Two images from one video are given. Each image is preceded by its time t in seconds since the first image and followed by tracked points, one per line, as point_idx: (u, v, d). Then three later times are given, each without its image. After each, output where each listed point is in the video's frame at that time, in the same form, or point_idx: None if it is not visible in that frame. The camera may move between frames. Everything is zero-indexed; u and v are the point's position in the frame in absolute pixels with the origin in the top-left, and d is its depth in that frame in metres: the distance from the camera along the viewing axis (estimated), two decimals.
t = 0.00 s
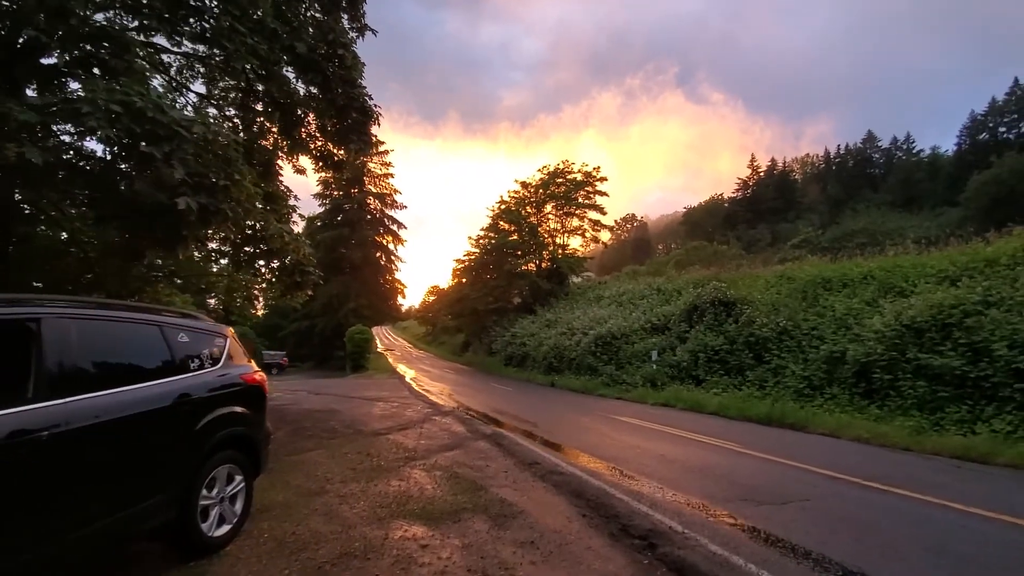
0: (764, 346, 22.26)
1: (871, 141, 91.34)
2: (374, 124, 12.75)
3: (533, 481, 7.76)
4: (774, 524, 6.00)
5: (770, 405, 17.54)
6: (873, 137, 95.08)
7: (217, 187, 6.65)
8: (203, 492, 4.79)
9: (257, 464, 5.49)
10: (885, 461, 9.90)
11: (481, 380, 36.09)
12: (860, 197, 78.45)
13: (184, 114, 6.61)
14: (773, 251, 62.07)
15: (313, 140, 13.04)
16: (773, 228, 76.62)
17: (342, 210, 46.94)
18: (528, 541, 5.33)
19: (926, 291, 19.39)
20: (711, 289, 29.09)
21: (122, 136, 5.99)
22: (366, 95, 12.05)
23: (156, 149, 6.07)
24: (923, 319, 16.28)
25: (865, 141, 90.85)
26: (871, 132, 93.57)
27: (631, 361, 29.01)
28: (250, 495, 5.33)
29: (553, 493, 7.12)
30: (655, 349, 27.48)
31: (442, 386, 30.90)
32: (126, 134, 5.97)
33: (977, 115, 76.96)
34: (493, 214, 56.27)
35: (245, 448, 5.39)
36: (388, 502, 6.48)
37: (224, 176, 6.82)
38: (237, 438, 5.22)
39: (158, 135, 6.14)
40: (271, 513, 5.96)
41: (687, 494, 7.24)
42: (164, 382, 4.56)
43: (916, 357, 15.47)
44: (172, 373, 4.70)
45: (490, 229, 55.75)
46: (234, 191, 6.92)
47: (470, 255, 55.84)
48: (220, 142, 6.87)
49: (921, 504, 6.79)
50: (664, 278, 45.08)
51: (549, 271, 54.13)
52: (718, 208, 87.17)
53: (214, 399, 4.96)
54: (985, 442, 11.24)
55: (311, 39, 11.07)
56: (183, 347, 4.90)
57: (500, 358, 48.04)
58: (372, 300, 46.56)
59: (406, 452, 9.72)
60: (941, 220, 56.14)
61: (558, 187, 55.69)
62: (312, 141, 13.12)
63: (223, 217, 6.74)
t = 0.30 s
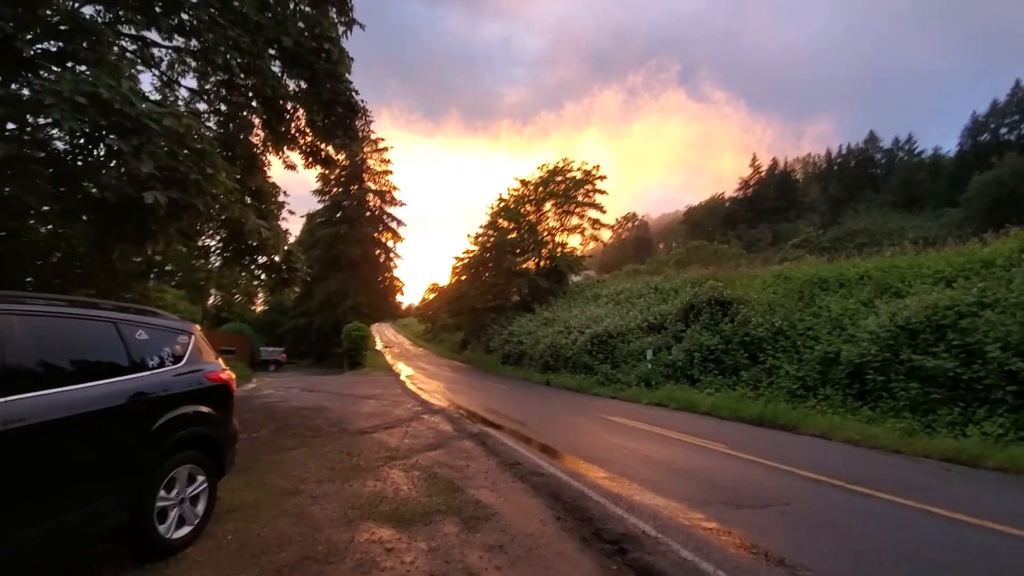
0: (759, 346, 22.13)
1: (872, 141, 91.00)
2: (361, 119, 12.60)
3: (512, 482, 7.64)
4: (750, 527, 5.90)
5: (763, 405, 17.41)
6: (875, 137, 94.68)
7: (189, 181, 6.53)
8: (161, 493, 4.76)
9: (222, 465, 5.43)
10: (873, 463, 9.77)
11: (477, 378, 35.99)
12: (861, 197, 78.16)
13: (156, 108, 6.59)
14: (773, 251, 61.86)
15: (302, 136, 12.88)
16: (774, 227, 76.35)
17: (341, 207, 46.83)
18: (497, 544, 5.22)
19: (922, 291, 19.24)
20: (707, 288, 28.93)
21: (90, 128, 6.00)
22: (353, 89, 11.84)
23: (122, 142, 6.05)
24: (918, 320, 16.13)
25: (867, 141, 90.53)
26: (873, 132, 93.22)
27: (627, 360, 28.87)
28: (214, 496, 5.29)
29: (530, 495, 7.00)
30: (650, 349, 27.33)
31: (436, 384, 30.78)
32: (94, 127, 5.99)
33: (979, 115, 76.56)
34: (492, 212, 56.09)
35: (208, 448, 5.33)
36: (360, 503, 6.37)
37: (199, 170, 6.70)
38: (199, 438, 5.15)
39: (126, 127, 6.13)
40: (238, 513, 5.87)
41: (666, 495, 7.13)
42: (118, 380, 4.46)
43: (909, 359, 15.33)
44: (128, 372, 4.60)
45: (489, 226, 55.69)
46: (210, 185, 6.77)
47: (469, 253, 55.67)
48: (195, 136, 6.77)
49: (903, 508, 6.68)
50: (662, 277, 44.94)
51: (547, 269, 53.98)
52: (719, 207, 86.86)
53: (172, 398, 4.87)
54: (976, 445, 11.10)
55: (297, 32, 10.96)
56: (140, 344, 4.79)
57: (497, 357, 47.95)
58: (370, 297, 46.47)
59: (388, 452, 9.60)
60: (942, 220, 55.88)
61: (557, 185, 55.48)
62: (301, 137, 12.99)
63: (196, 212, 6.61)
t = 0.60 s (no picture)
0: (754, 345, 22.01)
1: (871, 139, 90.79)
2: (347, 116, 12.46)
3: (495, 486, 7.51)
4: (732, 534, 5.76)
5: (757, 405, 17.29)
6: (874, 135, 94.46)
7: (162, 179, 6.40)
8: (124, 500, 4.63)
9: (189, 472, 5.35)
10: (865, 466, 9.64)
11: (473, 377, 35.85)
12: (861, 195, 77.94)
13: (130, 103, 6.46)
14: (772, 249, 61.70)
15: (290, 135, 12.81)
16: (773, 225, 76.15)
17: (338, 205, 46.64)
18: (472, 552, 5.10)
19: (918, 290, 19.09)
20: (703, 286, 28.78)
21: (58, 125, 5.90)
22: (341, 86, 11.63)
23: (91, 140, 5.94)
24: (913, 320, 15.98)
25: (866, 139, 90.32)
26: (871, 130, 93.17)
27: (623, 359, 28.76)
28: (180, 503, 5.19)
29: (513, 500, 6.87)
30: (646, 347, 27.19)
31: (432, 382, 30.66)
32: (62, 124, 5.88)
33: (979, 113, 76.40)
34: (490, 210, 55.87)
35: (175, 454, 5.26)
36: (337, 508, 6.25)
37: (174, 167, 6.56)
38: (166, 443, 5.10)
39: (95, 125, 6.03)
40: (210, 520, 5.76)
41: (652, 500, 7.00)
42: (78, 385, 4.37)
43: (904, 358, 15.21)
44: (89, 377, 4.52)
45: (487, 224, 55.33)
46: (185, 183, 6.64)
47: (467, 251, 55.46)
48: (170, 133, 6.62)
49: (892, 513, 6.57)
50: (659, 275, 44.80)
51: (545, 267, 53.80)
52: (718, 205, 86.59)
53: (137, 402, 4.80)
54: (969, 446, 10.99)
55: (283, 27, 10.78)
56: (102, 348, 4.73)
57: (495, 355, 47.80)
58: (368, 295, 46.33)
59: (372, 454, 9.46)
60: (941, 219, 55.75)
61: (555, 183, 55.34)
62: (289, 135, 12.91)
63: (170, 210, 6.55)
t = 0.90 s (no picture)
0: (753, 350, 21.80)
1: (872, 145, 90.67)
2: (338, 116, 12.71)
3: (482, 492, 7.31)
4: (724, 545, 5.57)
5: (755, 410, 17.07)
6: (875, 141, 94.42)
7: (141, 176, 6.39)
8: (88, 506, 4.50)
9: (160, 476, 5.20)
10: (863, 473, 9.44)
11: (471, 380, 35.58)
12: (862, 200, 77.73)
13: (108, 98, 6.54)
14: (773, 253, 61.48)
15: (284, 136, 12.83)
16: (773, 230, 75.93)
17: (339, 207, 46.49)
18: (452, 562, 4.92)
19: (918, 295, 18.90)
20: (702, 290, 28.57)
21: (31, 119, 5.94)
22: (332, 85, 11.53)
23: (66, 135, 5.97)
24: (913, 325, 15.80)
25: (867, 145, 90.23)
26: (872, 136, 93.17)
27: (621, 363, 28.54)
28: (149, 509, 5.03)
29: (498, 507, 6.67)
30: (644, 352, 26.97)
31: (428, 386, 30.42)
32: (36, 118, 5.89)
33: (980, 119, 76.35)
34: (489, 213, 55.68)
35: (146, 459, 5.11)
36: (317, 514, 6.06)
37: (154, 164, 6.55)
38: (136, 448, 4.95)
39: (70, 119, 6.05)
40: (185, 526, 5.61)
41: (642, 507, 6.81)
42: (37, 388, 4.26)
43: (903, 364, 15.01)
44: (49, 379, 4.41)
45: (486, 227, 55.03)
46: (165, 180, 6.62)
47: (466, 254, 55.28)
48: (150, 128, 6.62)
49: (889, 523, 6.38)
50: (659, 279, 44.60)
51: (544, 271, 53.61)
52: (719, 210, 86.39)
53: (103, 405, 4.68)
54: (968, 453, 10.79)
55: (274, 24, 10.69)
56: (65, 348, 4.62)
57: (493, 359, 47.53)
58: (367, 298, 46.13)
59: (359, 458, 9.25)
60: (943, 225, 55.51)
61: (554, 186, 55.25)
62: (282, 136, 12.91)
63: (149, 208, 6.54)
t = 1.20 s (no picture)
0: (757, 354, 21.58)
1: (878, 149, 90.20)
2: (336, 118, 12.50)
3: (475, 499, 7.19)
4: (720, 556, 5.41)
5: (758, 415, 16.86)
6: (881, 144, 93.92)
7: (127, 178, 6.61)
8: (65, 515, 4.52)
9: (141, 485, 5.24)
10: (865, 479, 9.26)
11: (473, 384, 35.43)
12: (868, 204, 77.19)
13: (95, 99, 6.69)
14: (779, 257, 61.07)
15: (283, 139, 12.99)
16: (779, 233, 75.47)
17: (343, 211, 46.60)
18: (438, 572, 4.79)
19: (923, 299, 18.67)
20: (706, 294, 28.34)
21: (18, 120, 6.14)
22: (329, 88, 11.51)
23: (53, 137, 6.16)
24: (919, 329, 15.58)
25: (873, 148, 89.78)
26: (879, 139, 92.67)
27: (624, 367, 28.34)
28: (130, 517, 5.07)
29: (490, 515, 6.53)
30: (647, 356, 26.78)
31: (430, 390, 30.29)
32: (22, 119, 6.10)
33: (987, 122, 75.83)
34: (493, 217, 55.62)
35: (127, 466, 5.15)
36: (305, 522, 5.96)
37: (142, 166, 6.72)
38: (116, 455, 5.00)
39: (56, 121, 6.22)
40: (171, 535, 5.57)
41: (637, 515, 6.68)
42: (13, 393, 4.33)
43: (909, 368, 14.77)
44: (26, 385, 4.48)
45: (490, 231, 54.91)
46: (153, 183, 6.82)
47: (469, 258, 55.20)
48: (138, 132, 6.74)
49: (890, 533, 6.21)
50: (662, 283, 44.35)
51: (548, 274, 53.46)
52: (724, 213, 86.01)
53: (82, 409, 4.74)
54: (975, 460, 10.57)
55: (271, 27, 10.65)
56: (43, 353, 4.69)
57: (496, 362, 47.35)
58: (371, 301, 46.12)
59: (353, 463, 9.14)
60: (950, 228, 54.97)
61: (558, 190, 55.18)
62: (280, 139, 13.05)
63: (136, 210, 6.78)
